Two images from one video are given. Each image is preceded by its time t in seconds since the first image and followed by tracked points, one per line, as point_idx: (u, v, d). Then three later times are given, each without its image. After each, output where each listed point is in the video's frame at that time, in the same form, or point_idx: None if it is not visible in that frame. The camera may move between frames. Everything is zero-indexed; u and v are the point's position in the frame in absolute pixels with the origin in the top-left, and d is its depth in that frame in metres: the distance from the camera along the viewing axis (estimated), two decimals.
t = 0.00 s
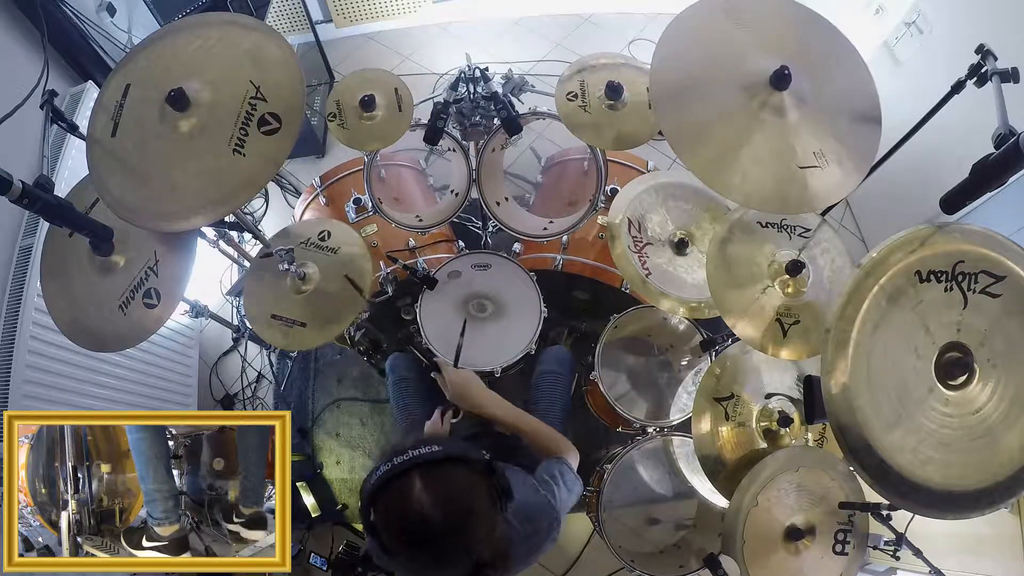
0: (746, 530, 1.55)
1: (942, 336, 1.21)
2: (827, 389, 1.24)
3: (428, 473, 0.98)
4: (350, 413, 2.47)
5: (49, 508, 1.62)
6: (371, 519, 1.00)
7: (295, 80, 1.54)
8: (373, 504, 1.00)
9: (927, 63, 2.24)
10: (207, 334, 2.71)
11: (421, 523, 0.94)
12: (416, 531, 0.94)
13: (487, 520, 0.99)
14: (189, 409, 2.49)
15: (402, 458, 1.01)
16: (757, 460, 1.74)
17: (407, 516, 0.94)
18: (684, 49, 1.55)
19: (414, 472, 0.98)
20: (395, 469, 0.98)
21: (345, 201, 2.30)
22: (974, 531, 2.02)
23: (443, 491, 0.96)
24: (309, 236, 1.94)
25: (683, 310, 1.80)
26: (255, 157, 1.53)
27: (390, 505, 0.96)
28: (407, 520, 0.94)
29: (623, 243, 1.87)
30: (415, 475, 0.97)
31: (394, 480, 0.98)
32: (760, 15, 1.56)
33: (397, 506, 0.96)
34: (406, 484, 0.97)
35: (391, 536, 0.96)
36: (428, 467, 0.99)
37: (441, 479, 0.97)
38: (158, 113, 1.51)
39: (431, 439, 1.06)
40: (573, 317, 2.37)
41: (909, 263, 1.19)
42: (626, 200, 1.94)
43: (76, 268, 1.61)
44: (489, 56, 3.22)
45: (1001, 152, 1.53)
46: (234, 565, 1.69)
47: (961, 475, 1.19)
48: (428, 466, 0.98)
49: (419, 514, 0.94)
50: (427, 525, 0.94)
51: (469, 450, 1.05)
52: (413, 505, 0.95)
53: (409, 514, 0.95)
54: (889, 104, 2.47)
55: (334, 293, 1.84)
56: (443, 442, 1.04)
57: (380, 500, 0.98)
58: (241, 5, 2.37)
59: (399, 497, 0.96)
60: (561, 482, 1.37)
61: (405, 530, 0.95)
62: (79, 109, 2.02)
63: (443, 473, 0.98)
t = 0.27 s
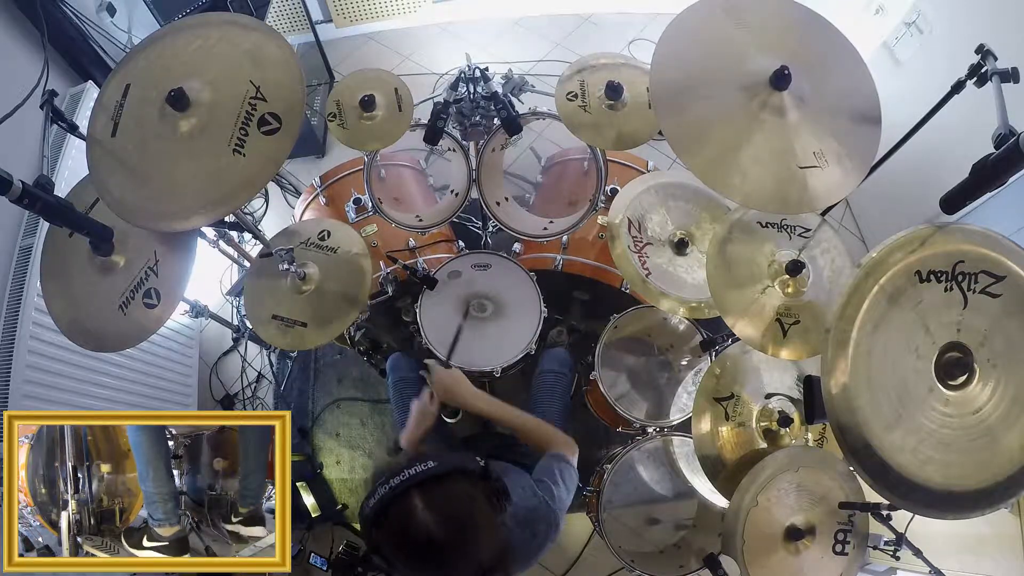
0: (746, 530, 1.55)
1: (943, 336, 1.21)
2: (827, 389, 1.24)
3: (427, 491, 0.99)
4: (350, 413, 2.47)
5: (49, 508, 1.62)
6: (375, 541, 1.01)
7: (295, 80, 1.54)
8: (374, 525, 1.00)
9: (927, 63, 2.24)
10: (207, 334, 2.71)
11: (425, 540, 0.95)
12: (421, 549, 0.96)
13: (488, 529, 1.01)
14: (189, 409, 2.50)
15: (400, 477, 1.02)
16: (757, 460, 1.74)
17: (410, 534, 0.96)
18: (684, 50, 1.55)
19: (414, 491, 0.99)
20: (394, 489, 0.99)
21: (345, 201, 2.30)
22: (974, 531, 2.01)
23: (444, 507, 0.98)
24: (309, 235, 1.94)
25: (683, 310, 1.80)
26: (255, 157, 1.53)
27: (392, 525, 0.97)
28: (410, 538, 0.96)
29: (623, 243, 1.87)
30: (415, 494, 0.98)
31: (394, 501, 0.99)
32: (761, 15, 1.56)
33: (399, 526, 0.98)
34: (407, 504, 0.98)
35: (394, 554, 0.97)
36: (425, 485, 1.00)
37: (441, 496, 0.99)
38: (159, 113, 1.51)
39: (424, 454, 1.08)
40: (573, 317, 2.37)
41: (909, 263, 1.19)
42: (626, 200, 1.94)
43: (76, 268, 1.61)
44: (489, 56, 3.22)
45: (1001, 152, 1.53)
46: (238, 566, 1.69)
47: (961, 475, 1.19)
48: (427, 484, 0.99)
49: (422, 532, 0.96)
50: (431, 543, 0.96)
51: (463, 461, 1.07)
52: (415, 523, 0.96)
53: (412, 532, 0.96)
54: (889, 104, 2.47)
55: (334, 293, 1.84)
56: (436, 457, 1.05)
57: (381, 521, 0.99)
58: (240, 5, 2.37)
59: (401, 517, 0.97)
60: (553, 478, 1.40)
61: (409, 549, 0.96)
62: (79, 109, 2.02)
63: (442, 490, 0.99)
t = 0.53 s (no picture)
0: (746, 530, 1.55)
1: (943, 336, 1.21)
2: (827, 389, 1.24)
3: (421, 486, 1.02)
4: (350, 413, 2.47)
5: (48, 508, 1.62)
6: (376, 539, 1.03)
7: (295, 80, 1.54)
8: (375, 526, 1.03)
9: (927, 63, 2.24)
10: (207, 334, 2.71)
11: (428, 534, 0.98)
12: (423, 543, 0.98)
13: (491, 520, 1.04)
14: (188, 409, 2.50)
15: (392, 474, 1.05)
16: (757, 460, 1.74)
17: (413, 528, 0.98)
18: (684, 50, 1.55)
19: (409, 487, 1.02)
20: (389, 488, 1.02)
21: (345, 201, 2.30)
22: (974, 531, 2.01)
23: (442, 502, 1.00)
24: (309, 236, 1.94)
25: (683, 310, 1.80)
26: (255, 157, 1.53)
27: (392, 522, 1.00)
28: (413, 534, 0.98)
29: (623, 243, 1.87)
30: (412, 491, 1.01)
31: (391, 498, 1.01)
32: (761, 16, 1.56)
33: (400, 524, 1.00)
34: (404, 501, 1.00)
35: (400, 550, 1.00)
36: (418, 481, 1.03)
37: (435, 490, 1.02)
38: (159, 113, 1.51)
39: (415, 450, 1.10)
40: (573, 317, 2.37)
41: (909, 263, 1.19)
42: (626, 200, 1.94)
43: (76, 268, 1.61)
44: (489, 56, 3.22)
45: (1002, 152, 1.52)
46: (239, 565, 1.68)
47: (961, 475, 1.19)
48: (420, 479, 1.02)
49: (424, 527, 0.98)
50: (435, 537, 0.98)
51: (455, 451, 1.09)
52: (416, 519, 0.99)
53: (415, 528, 0.99)
54: (889, 104, 2.47)
55: (334, 293, 1.84)
56: (429, 451, 1.08)
57: (382, 519, 1.01)
58: (240, 4, 2.36)
59: (400, 514, 1.00)
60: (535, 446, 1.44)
61: (414, 545, 0.98)
62: (79, 109, 2.02)
63: (436, 483, 1.02)
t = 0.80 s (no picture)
0: (746, 530, 1.55)
1: (943, 336, 1.21)
2: (827, 388, 1.23)
3: (424, 500, 1.01)
4: (350, 413, 2.47)
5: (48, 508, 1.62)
6: (382, 554, 1.03)
7: (295, 80, 1.54)
8: (381, 543, 1.02)
9: (927, 63, 2.23)
10: (207, 334, 2.71)
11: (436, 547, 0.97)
12: (431, 556, 0.98)
13: (495, 529, 1.03)
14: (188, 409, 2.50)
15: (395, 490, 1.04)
16: (757, 460, 1.74)
17: (420, 542, 0.98)
18: (684, 50, 1.54)
19: (411, 502, 1.01)
20: (392, 504, 1.01)
21: (345, 201, 2.30)
22: (974, 531, 2.01)
23: (446, 515, 1.00)
24: (309, 236, 1.94)
25: (683, 309, 1.80)
26: (256, 158, 1.53)
27: (398, 536, 0.99)
28: (419, 547, 0.98)
29: (623, 243, 1.87)
30: (415, 507, 1.00)
31: (394, 516, 1.00)
32: (761, 15, 1.56)
33: (406, 539, 0.99)
34: (409, 517, 0.99)
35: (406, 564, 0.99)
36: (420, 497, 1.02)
37: (440, 503, 1.01)
38: (158, 113, 1.51)
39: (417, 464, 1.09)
40: (573, 317, 2.37)
41: (909, 263, 1.19)
42: (626, 200, 1.94)
43: (76, 268, 1.61)
44: (489, 56, 3.22)
45: (1001, 152, 1.52)
46: (239, 565, 1.68)
47: (961, 475, 1.19)
48: (423, 493, 1.01)
49: (430, 542, 0.97)
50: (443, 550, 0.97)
51: (458, 463, 1.08)
52: (423, 532, 0.98)
53: (422, 542, 0.98)
54: (889, 104, 2.47)
55: (334, 293, 1.84)
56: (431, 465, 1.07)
57: (387, 535, 1.01)
58: (241, 5, 2.36)
59: (405, 530, 0.99)
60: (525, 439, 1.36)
61: (422, 558, 0.98)
62: (79, 109, 2.02)
63: (439, 497, 1.01)
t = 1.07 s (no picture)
0: (746, 530, 1.55)
1: (943, 336, 1.21)
2: (827, 388, 1.23)
3: (425, 498, 1.01)
4: (350, 413, 2.47)
5: (48, 508, 1.61)
6: (378, 550, 1.03)
7: (295, 80, 1.54)
8: (377, 536, 1.03)
9: (927, 63, 2.24)
10: (207, 334, 2.71)
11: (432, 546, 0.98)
12: (427, 553, 0.98)
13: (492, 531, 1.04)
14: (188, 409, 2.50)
15: (395, 486, 1.04)
16: (757, 460, 1.74)
17: (416, 539, 0.99)
18: (684, 50, 1.54)
19: (412, 499, 1.01)
20: (393, 500, 1.01)
21: (345, 201, 2.31)
22: (974, 531, 2.01)
23: (445, 514, 1.00)
24: (309, 236, 1.94)
25: (683, 309, 1.80)
26: (256, 158, 1.53)
27: (395, 533, 1.00)
28: (415, 544, 0.98)
29: (623, 243, 1.87)
30: (414, 504, 1.00)
31: (393, 512, 1.01)
32: (761, 15, 1.56)
33: (403, 536, 1.00)
34: (407, 513, 1.00)
35: (401, 561, 1.00)
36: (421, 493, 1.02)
37: (439, 502, 1.01)
38: (158, 113, 1.51)
39: (418, 462, 1.09)
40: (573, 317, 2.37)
41: (909, 263, 1.19)
42: (626, 200, 1.94)
43: (76, 268, 1.61)
44: (489, 56, 3.22)
45: (1001, 153, 1.53)
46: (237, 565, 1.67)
47: (960, 475, 1.19)
48: (423, 491, 1.02)
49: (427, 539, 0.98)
50: (439, 547, 0.98)
51: (459, 463, 1.08)
52: (420, 531, 0.99)
53: (418, 540, 0.99)
54: (889, 104, 2.48)
55: (334, 293, 1.84)
56: (432, 463, 1.07)
57: (384, 531, 1.01)
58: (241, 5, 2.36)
59: (403, 527, 1.00)
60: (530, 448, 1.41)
61: (417, 555, 0.98)
62: (79, 109, 2.02)
63: (439, 495, 1.02)
